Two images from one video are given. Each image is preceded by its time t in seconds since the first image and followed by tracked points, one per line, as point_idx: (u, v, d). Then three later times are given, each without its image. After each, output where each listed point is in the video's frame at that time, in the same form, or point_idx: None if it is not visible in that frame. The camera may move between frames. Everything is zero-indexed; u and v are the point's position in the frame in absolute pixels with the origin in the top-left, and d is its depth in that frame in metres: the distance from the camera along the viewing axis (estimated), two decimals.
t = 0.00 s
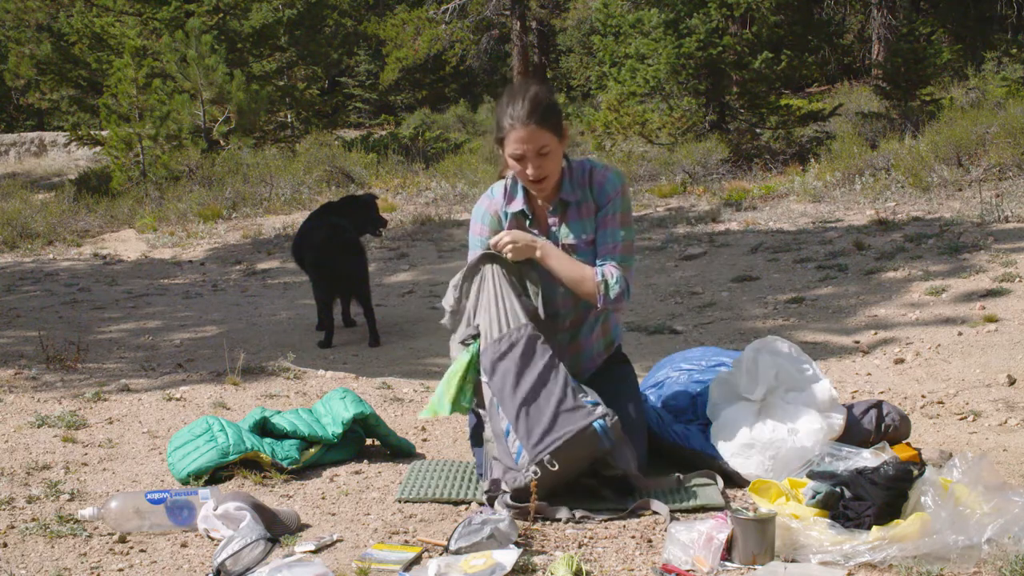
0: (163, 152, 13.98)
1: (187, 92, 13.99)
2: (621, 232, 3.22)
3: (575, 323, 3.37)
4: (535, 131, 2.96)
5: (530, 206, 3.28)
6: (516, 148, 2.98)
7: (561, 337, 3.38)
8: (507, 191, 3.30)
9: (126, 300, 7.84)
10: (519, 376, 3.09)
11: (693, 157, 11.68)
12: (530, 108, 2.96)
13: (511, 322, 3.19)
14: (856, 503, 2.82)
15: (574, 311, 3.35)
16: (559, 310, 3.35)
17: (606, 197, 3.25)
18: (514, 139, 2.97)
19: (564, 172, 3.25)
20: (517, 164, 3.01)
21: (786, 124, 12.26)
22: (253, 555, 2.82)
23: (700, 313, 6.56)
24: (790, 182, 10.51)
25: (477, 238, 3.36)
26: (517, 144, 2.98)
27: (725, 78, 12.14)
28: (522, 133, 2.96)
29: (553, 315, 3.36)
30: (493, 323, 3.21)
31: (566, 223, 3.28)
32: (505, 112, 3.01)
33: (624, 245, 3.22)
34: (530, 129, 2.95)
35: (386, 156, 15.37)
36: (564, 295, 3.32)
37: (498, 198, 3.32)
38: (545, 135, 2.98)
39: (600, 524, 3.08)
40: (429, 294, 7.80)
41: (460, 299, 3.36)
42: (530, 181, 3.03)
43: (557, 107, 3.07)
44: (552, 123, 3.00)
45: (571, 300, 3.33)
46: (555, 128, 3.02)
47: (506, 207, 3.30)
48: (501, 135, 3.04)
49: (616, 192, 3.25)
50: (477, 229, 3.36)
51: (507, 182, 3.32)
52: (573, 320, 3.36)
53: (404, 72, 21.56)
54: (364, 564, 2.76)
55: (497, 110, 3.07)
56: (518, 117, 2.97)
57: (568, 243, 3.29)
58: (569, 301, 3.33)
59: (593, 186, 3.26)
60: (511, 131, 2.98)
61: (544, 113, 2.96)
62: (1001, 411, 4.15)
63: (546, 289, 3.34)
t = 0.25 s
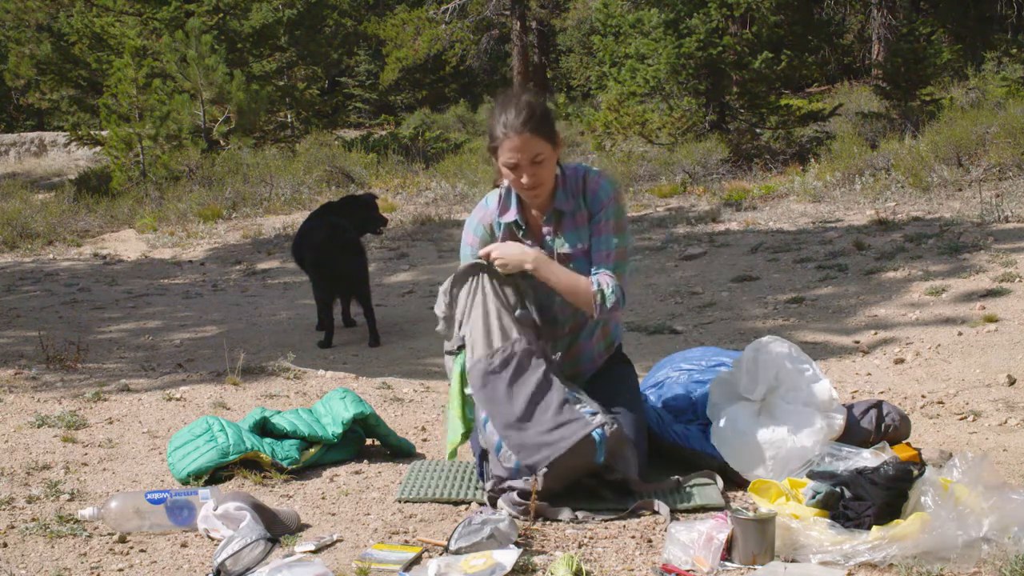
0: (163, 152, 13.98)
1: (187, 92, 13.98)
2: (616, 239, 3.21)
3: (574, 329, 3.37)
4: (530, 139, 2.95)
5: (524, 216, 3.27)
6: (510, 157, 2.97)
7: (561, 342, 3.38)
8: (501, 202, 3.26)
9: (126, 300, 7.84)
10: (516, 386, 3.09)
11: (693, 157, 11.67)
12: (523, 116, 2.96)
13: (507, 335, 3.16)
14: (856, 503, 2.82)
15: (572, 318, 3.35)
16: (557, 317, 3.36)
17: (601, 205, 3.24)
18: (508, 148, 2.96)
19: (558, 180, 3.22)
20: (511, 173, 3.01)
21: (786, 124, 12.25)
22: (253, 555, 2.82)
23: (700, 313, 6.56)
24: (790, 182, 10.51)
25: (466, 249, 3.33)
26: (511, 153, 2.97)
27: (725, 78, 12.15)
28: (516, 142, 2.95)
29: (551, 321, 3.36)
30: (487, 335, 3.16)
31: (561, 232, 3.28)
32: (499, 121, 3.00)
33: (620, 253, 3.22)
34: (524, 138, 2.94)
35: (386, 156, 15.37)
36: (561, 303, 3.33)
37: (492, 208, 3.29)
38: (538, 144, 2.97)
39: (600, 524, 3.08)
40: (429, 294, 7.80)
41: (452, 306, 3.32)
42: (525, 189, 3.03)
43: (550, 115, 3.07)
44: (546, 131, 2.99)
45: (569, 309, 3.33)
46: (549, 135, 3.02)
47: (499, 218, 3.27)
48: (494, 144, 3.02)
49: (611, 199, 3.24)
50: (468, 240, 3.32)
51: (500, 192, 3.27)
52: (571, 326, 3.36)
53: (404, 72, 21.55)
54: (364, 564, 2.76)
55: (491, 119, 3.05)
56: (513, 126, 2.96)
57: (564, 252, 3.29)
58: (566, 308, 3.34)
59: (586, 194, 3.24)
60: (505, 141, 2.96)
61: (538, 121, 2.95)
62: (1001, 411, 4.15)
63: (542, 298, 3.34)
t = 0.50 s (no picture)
0: (163, 152, 13.98)
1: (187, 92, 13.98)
2: (612, 250, 3.10)
3: (566, 333, 3.34)
4: (513, 147, 2.91)
5: (508, 222, 3.20)
6: (494, 165, 2.94)
7: (553, 347, 3.36)
8: (485, 207, 3.22)
9: (126, 300, 7.84)
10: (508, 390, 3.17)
11: (693, 157, 11.66)
12: (506, 124, 2.92)
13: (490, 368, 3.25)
14: (856, 503, 2.82)
15: (563, 321, 3.32)
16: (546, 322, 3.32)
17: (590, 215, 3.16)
18: (492, 156, 2.92)
19: (544, 187, 3.16)
20: (495, 180, 2.97)
21: (786, 124, 12.25)
22: (253, 555, 2.82)
23: (700, 313, 6.56)
24: (790, 182, 10.51)
25: (452, 253, 3.28)
26: (495, 161, 2.93)
27: (725, 78, 12.14)
28: (499, 150, 2.91)
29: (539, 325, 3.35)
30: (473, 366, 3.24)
31: (548, 239, 3.20)
32: (482, 129, 2.96)
33: (622, 263, 3.09)
34: (508, 146, 2.90)
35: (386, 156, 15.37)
36: (549, 309, 3.29)
37: (477, 213, 3.24)
38: (523, 152, 2.93)
39: (600, 524, 3.08)
40: (429, 294, 7.79)
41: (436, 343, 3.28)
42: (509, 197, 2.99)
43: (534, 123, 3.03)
44: (530, 139, 2.96)
45: (557, 315, 3.29)
46: (533, 143, 2.98)
47: (484, 223, 3.22)
48: (477, 152, 2.99)
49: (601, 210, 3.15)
50: (452, 244, 3.28)
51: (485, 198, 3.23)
52: (562, 331, 3.33)
53: (404, 72, 21.54)
54: (364, 564, 2.76)
55: (473, 128, 3.02)
56: (496, 134, 2.92)
57: (551, 259, 3.21)
58: (555, 315, 3.30)
59: (575, 203, 3.17)
60: (488, 148, 2.93)
61: (522, 128, 2.91)
62: (1001, 411, 4.15)
63: (531, 303, 3.31)
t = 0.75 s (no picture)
0: (163, 152, 13.97)
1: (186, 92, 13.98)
2: (607, 254, 3.09)
3: (560, 336, 3.37)
4: (498, 157, 2.87)
5: (497, 227, 3.20)
6: (479, 176, 2.89)
7: (548, 350, 3.40)
8: (473, 213, 3.22)
9: (126, 300, 7.84)
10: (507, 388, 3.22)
11: (693, 157, 11.66)
12: (491, 134, 2.87)
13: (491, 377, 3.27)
14: (856, 503, 2.82)
15: (557, 325, 3.34)
16: (540, 327, 3.36)
17: (579, 221, 3.13)
18: (476, 167, 2.88)
19: (531, 192, 3.13)
20: (481, 190, 2.92)
21: (786, 124, 12.25)
22: (253, 555, 2.82)
23: (700, 313, 6.56)
24: (790, 182, 10.51)
25: (441, 259, 3.27)
26: (481, 172, 2.88)
27: (724, 78, 12.14)
28: (484, 160, 2.86)
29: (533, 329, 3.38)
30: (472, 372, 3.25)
31: (538, 244, 3.19)
32: (466, 140, 2.91)
33: (617, 268, 3.10)
34: (492, 156, 2.86)
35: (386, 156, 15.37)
36: (541, 313, 3.31)
37: (466, 219, 3.24)
38: (507, 161, 2.89)
39: (600, 524, 3.08)
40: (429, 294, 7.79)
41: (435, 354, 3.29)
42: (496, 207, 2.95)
43: (519, 128, 2.98)
44: (515, 148, 2.91)
45: (549, 320, 3.32)
46: (518, 151, 2.94)
47: (473, 229, 3.22)
48: (462, 162, 2.94)
49: (590, 216, 3.12)
50: (442, 250, 3.28)
51: (473, 204, 3.23)
52: (556, 335, 3.36)
53: (404, 73, 21.52)
54: (363, 564, 2.76)
55: (457, 136, 2.97)
56: (480, 144, 2.87)
57: (542, 264, 3.20)
58: (548, 318, 3.32)
59: (563, 208, 3.14)
60: (472, 159, 2.88)
61: (506, 139, 2.86)
62: (1001, 411, 4.15)
63: (523, 308, 3.33)
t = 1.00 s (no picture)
0: (163, 152, 13.97)
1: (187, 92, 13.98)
2: (607, 252, 3.10)
3: (559, 336, 3.36)
4: (493, 163, 2.87)
5: (493, 229, 3.21)
6: (474, 182, 2.89)
7: (547, 352, 3.39)
8: (469, 215, 3.23)
9: (126, 300, 7.84)
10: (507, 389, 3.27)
11: (693, 157, 11.66)
12: (486, 138, 2.86)
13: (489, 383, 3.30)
14: (856, 503, 2.82)
15: (555, 325, 3.33)
16: (539, 328, 3.35)
17: (577, 221, 3.13)
18: (471, 173, 2.87)
19: (527, 193, 3.14)
20: (477, 195, 2.92)
21: (786, 124, 12.25)
22: (253, 555, 2.82)
23: (700, 313, 6.56)
24: (790, 182, 10.51)
25: (435, 260, 3.31)
26: (476, 178, 2.88)
27: (725, 78, 12.14)
28: (478, 167, 2.86)
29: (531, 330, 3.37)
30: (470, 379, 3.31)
31: (536, 244, 3.19)
32: (461, 145, 2.90)
33: (617, 265, 3.10)
34: (487, 162, 2.85)
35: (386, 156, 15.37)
36: (540, 314, 3.30)
37: (462, 220, 3.26)
38: (503, 166, 2.88)
39: (600, 524, 3.08)
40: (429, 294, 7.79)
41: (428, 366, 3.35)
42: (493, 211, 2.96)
43: (513, 130, 2.97)
44: (509, 152, 2.91)
45: (548, 320, 3.31)
46: (513, 155, 2.93)
47: (469, 231, 3.22)
48: (457, 168, 2.94)
49: (588, 216, 3.12)
50: (437, 250, 3.31)
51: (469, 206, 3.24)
52: (555, 336, 3.35)
53: (404, 73, 21.51)
54: (364, 564, 2.76)
55: (451, 142, 2.96)
56: (475, 150, 2.86)
57: (540, 265, 3.20)
58: (547, 319, 3.32)
59: (560, 208, 3.14)
60: (467, 165, 2.87)
61: (501, 144, 2.86)
62: (1001, 411, 4.15)
63: (522, 309, 3.32)
